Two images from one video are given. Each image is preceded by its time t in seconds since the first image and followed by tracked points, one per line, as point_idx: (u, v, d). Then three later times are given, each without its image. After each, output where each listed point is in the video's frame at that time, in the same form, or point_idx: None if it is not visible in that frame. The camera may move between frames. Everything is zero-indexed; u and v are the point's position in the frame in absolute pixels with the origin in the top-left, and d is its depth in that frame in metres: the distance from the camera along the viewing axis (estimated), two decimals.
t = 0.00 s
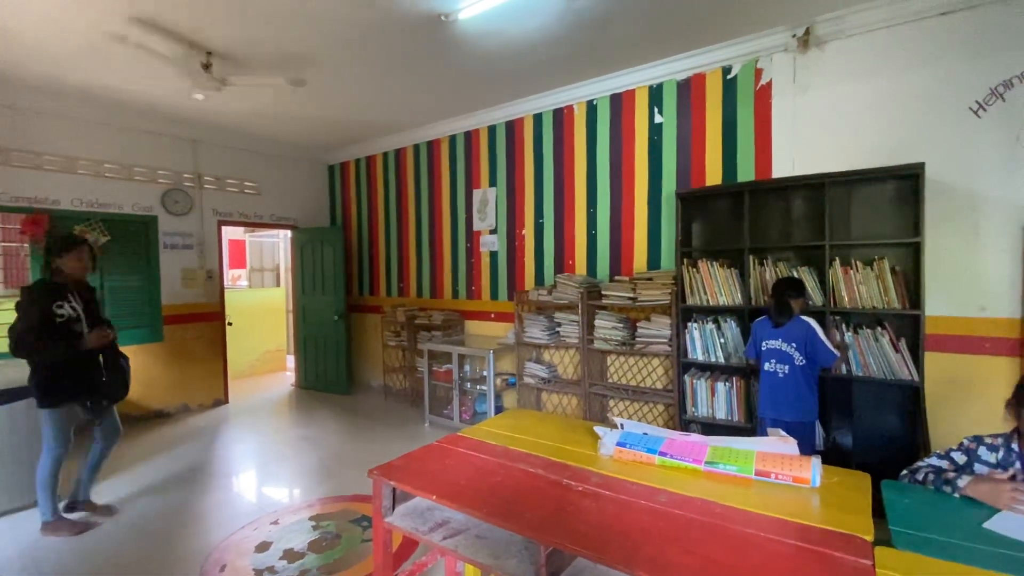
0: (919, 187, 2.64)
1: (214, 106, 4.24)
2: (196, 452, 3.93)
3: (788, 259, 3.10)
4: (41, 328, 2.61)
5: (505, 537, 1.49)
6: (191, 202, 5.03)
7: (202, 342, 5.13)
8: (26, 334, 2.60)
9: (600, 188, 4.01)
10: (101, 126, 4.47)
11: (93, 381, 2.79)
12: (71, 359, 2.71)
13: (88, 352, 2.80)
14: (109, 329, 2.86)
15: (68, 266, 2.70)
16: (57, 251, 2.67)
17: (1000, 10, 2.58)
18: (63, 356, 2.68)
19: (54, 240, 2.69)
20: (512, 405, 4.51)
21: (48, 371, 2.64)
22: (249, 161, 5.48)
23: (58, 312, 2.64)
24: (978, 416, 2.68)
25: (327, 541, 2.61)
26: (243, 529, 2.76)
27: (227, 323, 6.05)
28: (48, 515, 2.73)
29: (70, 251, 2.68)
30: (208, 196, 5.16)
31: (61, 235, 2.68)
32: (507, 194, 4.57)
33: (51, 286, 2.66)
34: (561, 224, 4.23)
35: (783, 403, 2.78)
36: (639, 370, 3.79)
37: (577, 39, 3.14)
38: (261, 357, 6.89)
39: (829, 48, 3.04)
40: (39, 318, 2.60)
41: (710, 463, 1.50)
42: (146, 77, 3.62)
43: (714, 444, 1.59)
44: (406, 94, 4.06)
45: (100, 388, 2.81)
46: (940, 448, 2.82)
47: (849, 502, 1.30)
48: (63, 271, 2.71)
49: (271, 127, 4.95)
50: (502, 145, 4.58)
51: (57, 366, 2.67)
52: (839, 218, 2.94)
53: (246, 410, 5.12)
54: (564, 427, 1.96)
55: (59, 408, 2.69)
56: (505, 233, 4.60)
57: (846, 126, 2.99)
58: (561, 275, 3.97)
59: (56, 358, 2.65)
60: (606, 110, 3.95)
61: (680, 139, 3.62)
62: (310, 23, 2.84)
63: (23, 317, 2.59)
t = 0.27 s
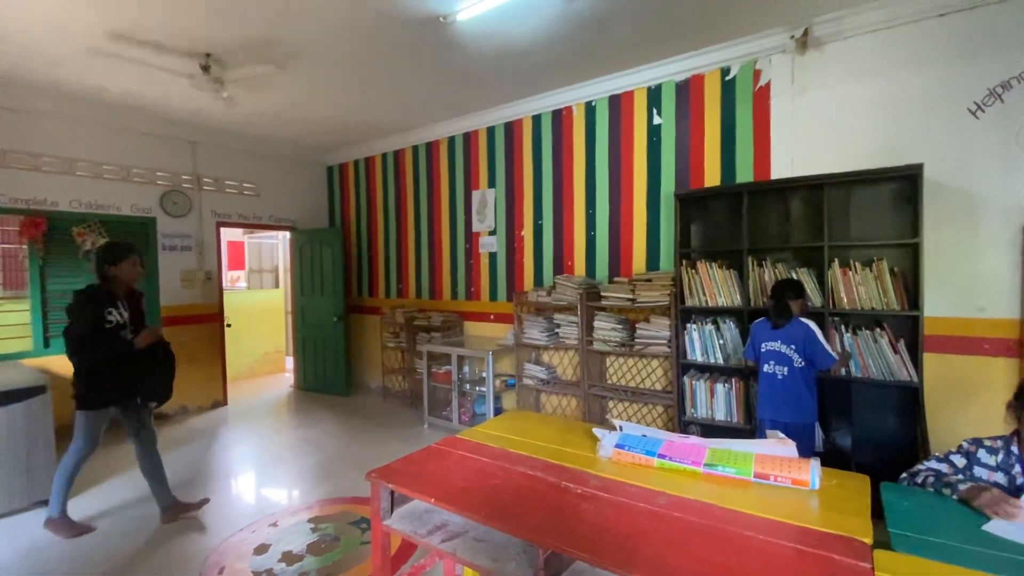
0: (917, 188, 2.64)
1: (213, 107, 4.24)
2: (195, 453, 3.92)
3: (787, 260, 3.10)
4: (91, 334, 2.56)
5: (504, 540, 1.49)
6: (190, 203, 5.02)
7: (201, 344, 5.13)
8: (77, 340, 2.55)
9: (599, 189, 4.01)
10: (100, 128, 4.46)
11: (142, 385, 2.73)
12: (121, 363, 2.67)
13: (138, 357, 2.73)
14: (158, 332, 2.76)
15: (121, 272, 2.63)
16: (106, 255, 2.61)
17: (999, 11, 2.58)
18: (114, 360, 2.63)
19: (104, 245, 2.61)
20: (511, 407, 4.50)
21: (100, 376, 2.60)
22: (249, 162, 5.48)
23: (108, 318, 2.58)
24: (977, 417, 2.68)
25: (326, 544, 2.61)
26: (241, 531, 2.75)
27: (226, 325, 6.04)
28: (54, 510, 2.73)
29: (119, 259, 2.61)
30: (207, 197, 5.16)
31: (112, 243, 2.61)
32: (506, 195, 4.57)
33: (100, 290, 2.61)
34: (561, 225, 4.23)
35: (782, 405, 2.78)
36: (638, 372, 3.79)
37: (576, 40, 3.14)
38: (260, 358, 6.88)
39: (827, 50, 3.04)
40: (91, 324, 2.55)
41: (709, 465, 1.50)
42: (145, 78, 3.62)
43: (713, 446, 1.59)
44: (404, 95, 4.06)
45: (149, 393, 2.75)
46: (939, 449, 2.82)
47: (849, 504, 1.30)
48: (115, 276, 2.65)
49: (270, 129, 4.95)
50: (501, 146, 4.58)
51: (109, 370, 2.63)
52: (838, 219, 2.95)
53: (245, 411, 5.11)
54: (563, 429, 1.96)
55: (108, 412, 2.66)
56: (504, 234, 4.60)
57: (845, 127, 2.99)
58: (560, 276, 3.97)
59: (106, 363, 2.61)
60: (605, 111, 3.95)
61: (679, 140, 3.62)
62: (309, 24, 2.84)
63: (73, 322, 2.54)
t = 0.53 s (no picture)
0: (916, 189, 2.64)
1: (213, 108, 4.24)
2: (195, 454, 3.92)
3: (786, 261, 3.10)
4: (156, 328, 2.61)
5: (502, 542, 1.49)
6: (190, 204, 5.02)
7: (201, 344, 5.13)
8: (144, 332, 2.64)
9: (598, 189, 4.01)
10: (100, 129, 4.47)
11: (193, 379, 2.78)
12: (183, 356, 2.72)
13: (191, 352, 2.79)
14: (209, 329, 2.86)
15: (183, 267, 2.71)
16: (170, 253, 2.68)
17: (997, 12, 2.58)
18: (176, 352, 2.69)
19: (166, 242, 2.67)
20: (510, 407, 4.50)
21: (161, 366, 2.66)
22: (248, 163, 5.48)
23: (170, 311, 2.64)
24: (977, 418, 2.68)
25: (325, 545, 2.61)
26: (240, 532, 2.75)
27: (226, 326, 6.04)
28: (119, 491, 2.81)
29: (182, 255, 2.68)
30: (207, 198, 5.16)
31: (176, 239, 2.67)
32: (506, 195, 4.58)
33: (162, 284, 2.66)
34: (560, 225, 4.23)
35: (781, 405, 2.78)
36: (638, 372, 3.79)
37: (575, 41, 3.15)
38: (259, 359, 6.88)
39: (826, 51, 3.04)
40: (157, 318, 2.62)
41: (707, 467, 1.50)
42: (145, 79, 3.62)
43: (711, 447, 1.59)
44: (404, 96, 4.07)
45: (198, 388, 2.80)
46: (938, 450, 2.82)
47: (847, 505, 1.30)
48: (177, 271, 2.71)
49: (270, 130, 4.95)
50: (501, 146, 4.58)
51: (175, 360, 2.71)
52: (837, 220, 2.95)
53: (244, 412, 5.11)
54: (561, 430, 1.96)
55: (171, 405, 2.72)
56: (503, 234, 4.60)
57: (844, 128, 2.99)
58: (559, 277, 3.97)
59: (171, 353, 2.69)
60: (604, 111, 3.95)
61: (678, 141, 3.62)
62: (308, 25, 2.84)
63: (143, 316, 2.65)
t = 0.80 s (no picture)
0: (920, 189, 2.64)
1: (216, 108, 4.25)
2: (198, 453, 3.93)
3: (789, 260, 3.09)
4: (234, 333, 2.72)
5: (505, 540, 1.49)
6: (193, 204, 5.04)
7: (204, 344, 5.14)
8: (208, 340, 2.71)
9: (601, 189, 4.01)
10: (103, 129, 4.48)
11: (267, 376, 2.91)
12: (250, 361, 2.81)
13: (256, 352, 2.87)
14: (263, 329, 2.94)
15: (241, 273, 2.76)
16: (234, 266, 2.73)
17: (1001, 11, 2.57)
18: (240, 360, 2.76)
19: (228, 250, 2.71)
20: (513, 407, 4.50)
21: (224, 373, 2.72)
22: (251, 163, 5.50)
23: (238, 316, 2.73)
24: (981, 419, 2.67)
25: (327, 544, 2.61)
26: (243, 531, 2.75)
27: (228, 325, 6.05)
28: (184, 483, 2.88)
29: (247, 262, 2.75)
30: (210, 198, 5.17)
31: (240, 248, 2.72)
32: (508, 195, 4.58)
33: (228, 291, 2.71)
34: (562, 225, 4.23)
35: (785, 405, 2.77)
36: (640, 372, 3.78)
37: (577, 41, 3.15)
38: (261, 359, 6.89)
39: (829, 50, 3.04)
40: (223, 326, 2.69)
41: (711, 466, 1.49)
42: (147, 79, 3.63)
43: (714, 447, 1.59)
44: (406, 96, 4.07)
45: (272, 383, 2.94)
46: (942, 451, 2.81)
47: (851, 505, 1.30)
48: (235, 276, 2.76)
49: (273, 130, 4.96)
50: (503, 146, 4.58)
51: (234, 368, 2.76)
52: (840, 219, 2.94)
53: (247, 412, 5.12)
54: (564, 429, 1.95)
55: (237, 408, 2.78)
56: (505, 234, 4.60)
57: (847, 127, 2.98)
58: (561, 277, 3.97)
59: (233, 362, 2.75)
60: (607, 111, 3.95)
61: (681, 140, 3.61)
62: (311, 25, 2.84)
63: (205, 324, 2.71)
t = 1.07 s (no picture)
0: (923, 191, 2.63)
1: (219, 110, 4.26)
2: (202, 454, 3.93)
3: (792, 263, 3.09)
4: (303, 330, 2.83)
5: (508, 543, 1.49)
6: (197, 205, 5.06)
7: (207, 345, 5.15)
8: (289, 338, 2.78)
9: (603, 191, 4.01)
10: (108, 131, 4.51)
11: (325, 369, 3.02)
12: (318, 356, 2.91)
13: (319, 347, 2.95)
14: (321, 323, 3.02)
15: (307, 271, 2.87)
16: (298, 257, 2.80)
17: (1005, 13, 2.57)
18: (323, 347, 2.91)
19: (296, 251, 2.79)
20: (515, 409, 4.50)
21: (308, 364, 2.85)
22: (255, 165, 5.52)
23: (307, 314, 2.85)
24: (985, 422, 2.66)
25: (330, 546, 2.61)
26: (246, 532, 2.76)
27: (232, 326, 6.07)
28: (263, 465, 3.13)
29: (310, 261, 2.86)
30: (214, 199, 5.19)
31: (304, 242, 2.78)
32: (511, 197, 4.59)
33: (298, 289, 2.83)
34: (565, 227, 4.23)
35: (788, 407, 2.76)
36: (643, 374, 3.78)
37: (580, 43, 3.15)
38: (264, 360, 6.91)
39: (833, 52, 3.03)
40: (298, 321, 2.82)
41: (714, 468, 1.49)
42: (152, 81, 3.65)
43: (717, 449, 1.59)
44: (409, 99, 4.08)
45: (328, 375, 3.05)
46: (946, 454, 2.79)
47: (856, 508, 1.29)
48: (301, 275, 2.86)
49: (277, 132, 4.98)
50: (506, 148, 4.59)
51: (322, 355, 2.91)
52: (843, 221, 2.93)
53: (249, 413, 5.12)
54: (568, 431, 1.95)
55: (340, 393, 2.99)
56: (508, 236, 4.61)
57: (851, 130, 2.98)
58: (564, 278, 3.97)
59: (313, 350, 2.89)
60: (610, 113, 3.95)
61: (684, 142, 3.61)
62: (315, 28, 2.86)
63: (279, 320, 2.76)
